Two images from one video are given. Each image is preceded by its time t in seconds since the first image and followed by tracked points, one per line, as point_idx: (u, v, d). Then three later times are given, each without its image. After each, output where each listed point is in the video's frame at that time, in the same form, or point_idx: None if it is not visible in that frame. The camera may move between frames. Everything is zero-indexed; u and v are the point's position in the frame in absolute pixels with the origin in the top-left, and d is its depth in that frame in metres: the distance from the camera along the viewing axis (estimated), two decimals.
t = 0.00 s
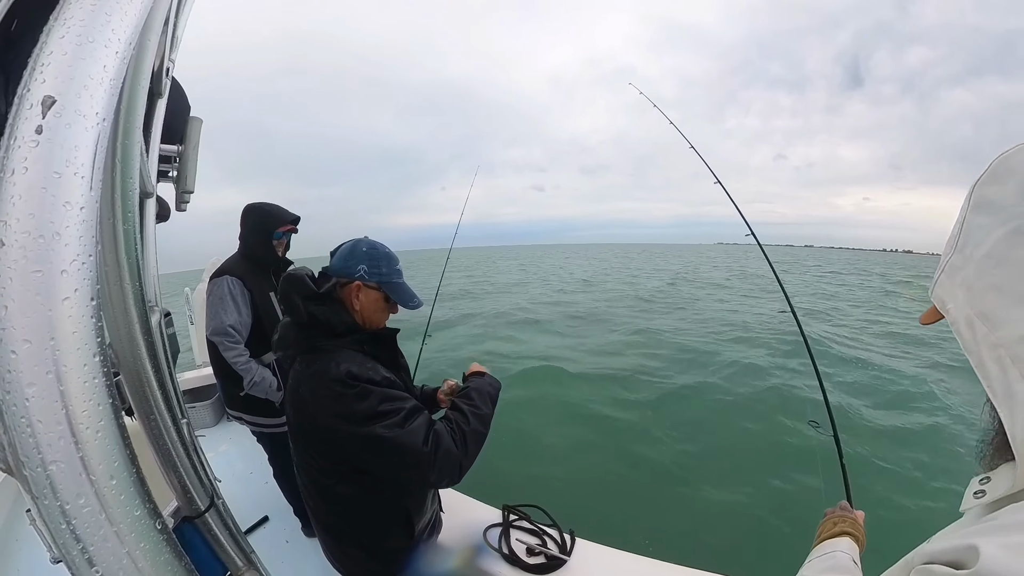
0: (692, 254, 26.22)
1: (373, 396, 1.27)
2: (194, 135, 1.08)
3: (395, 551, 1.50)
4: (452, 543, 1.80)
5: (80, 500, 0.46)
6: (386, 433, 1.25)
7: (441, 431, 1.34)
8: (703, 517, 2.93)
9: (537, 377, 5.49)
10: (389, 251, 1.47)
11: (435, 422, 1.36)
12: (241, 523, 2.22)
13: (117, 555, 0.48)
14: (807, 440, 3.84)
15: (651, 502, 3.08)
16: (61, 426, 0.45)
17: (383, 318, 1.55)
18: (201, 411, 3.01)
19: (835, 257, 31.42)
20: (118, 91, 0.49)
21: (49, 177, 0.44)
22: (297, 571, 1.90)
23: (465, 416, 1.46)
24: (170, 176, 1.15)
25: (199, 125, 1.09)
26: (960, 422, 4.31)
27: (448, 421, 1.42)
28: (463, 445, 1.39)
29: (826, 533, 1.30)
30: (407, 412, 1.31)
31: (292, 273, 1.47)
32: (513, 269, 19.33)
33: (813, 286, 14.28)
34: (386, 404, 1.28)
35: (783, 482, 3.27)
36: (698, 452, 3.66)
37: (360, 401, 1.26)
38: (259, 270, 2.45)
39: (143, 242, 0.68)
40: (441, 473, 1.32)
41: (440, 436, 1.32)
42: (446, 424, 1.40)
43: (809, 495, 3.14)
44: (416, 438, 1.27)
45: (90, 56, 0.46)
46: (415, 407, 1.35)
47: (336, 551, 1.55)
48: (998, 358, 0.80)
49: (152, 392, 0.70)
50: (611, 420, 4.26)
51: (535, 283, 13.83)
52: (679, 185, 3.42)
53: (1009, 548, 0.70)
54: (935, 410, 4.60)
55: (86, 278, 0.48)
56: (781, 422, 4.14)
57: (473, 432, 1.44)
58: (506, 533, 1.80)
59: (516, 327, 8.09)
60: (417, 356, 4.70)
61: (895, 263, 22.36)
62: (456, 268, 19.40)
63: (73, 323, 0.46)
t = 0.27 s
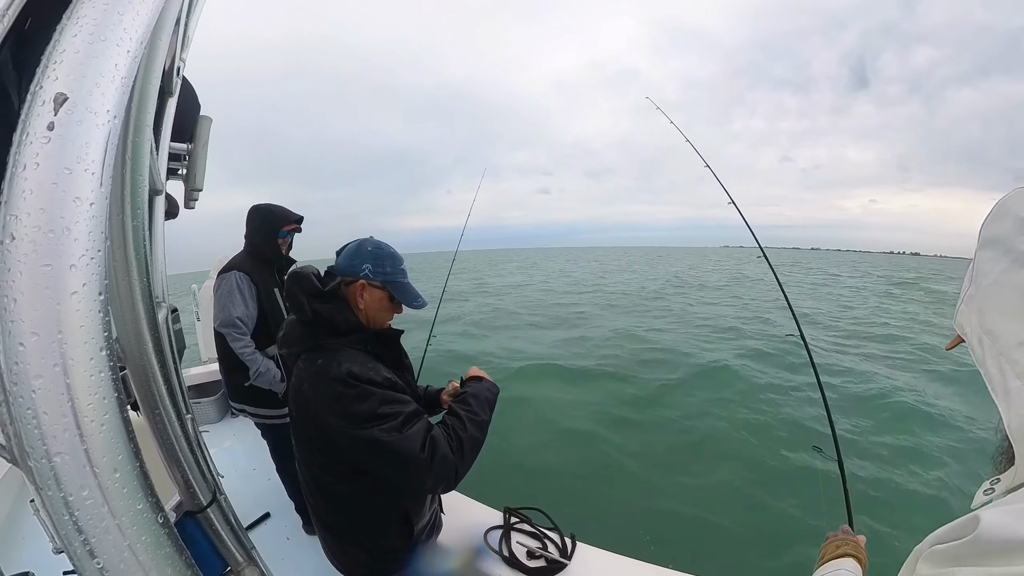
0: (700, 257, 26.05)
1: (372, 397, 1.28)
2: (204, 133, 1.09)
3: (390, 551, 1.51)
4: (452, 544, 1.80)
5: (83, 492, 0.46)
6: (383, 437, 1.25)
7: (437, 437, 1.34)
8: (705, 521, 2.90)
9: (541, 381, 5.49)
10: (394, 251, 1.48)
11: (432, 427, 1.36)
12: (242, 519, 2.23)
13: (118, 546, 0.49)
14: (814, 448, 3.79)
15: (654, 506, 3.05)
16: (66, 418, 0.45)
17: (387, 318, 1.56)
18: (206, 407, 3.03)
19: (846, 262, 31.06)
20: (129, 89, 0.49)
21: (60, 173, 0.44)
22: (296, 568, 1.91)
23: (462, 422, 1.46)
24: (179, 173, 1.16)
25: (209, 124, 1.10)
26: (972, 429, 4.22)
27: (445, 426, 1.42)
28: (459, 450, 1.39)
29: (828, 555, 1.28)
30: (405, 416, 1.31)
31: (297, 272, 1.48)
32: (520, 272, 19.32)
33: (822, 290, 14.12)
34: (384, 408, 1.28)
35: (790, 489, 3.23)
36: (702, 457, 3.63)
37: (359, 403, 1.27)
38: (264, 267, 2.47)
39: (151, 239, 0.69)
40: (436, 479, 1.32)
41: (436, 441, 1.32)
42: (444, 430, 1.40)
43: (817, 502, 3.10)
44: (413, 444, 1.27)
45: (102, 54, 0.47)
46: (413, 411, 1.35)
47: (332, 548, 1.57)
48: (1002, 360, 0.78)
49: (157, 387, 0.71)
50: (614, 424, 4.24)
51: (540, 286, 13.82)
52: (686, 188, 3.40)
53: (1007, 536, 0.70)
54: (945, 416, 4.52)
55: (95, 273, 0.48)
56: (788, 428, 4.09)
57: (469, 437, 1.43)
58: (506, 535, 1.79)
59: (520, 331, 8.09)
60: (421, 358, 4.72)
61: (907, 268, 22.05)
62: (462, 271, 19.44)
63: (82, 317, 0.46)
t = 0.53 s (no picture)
0: (708, 261, 25.88)
1: (380, 396, 1.28)
2: (213, 135, 1.10)
3: (396, 549, 1.51)
4: (455, 546, 1.80)
5: (90, 487, 0.47)
6: (390, 437, 1.25)
7: (443, 438, 1.34)
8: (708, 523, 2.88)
9: (546, 384, 5.48)
10: (403, 253, 1.49)
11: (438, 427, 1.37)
12: (247, 517, 2.25)
13: (123, 542, 0.49)
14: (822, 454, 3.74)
15: (657, 509, 3.03)
16: (75, 414, 0.46)
17: (394, 320, 1.56)
18: (213, 405, 3.10)
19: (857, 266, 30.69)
20: (140, 91, 0.50)
21: (71, 172, 0.45)
22: (300, 566, 1.92)
23: (467, 424, 1.46)
24: (189, 175, 1.18)
25: (218, 125, 1.11)
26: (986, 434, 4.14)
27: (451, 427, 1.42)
28: (464, 452, 1.39)
29: None
30: (412, 416, 1.31)
31: (308, 272, 1.49)
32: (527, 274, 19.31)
33: (833, 294, 13.95)
34: (392, 408, 1.28)
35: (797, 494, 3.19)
36: (708, 462, 3.60)
37: (368, 402, 1.27)
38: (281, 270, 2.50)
39: (161, 239, 0.70)
40: (441, 480, 1.32)
41: (441, 442, 1.33)
42: (449, 430, 1.41)
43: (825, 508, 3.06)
44: (419, 444, 1.27)
45: (114, 57, 0.48)
46: (421, 411, 1.35)
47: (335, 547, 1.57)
48: (983, 359, 0.81)
49: (165, 383, 0.73)
50: (619, 427, 4.22)
51: (546, 289, 13.82)
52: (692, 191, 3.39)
53: (983, 508, 0.72)
54: (958, 422, 4.43)
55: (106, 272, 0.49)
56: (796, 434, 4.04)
57: (473, 440, 1.44)
58: (510, 538, 1.79)
59: (525, 333, 8.09)
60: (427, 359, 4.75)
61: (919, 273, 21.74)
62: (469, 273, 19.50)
63: (92, 315, 0.47)
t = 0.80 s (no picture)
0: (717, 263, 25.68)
1: (386, 404, 1.30)
2: (221, 139, 1.12)
3: (396, 550, 1.51)
4: (461, 547, 1.80)
5: (99, 486, 0.48)
6: (394, 449, 1.27)
7: (444, 454, 1.36)
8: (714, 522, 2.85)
9: (552, 386, 5.47)
10: (414, 254, 1.50)
11: (440, 443, 1.38)
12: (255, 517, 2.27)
13: (132, 540, 0.50)
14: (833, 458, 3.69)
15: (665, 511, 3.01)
16: (85, 414, 0.46)
17: (406, 320, 1.58)
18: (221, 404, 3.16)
19: (869, 268, 30.26)
20: (148, 97, 0.51)
21: (82, 176, 0.46)
22: (307, 566, 1.93)
23: (469, 440, 1.48)
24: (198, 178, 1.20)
25: (225, 129, 1.13)
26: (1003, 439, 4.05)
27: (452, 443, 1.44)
28: (461, 469, 1.40)
29: None
30: (417, 429, 1.33)
31: (324, 271, 1.50)
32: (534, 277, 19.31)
33: (844, 296, 13.77)
34: (398, 420, 1.30)
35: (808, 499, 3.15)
36: (717, 465, 3.57)
37: (376, 411, 1.29)
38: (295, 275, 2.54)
39: (169, 242, 0.71)
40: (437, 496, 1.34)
41: (440, 458, 1.34)
42: (451, 446, 1.42)
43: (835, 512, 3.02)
44: (421, 459, 1.29)
45: (124, 62, 0.49)
46: (425, 425, 1.37)
47: (337, 541, 1.59)
48: (949, 366, 0.81)
49: (174, 382, 0.74)
50: (627, 429, 4.20)
51: (552, 292, 13.81)
52: (698, 193, 3.38)
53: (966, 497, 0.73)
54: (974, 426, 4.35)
55: (115, 274, 0.49)
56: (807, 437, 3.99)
57: (471, 456, 1.45)
58: (516, 539, 1.78)
59: (532, 336, 8.09)
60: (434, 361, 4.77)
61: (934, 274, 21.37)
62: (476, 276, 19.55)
63: (102, 317, 0.48)
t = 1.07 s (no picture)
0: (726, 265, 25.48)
1: (384, 408, 1.31)
2: (230, 144, 1.14)
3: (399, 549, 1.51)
4: (467, 550, 1.79)
5: (110, 484, 0.48)
6: (389, 454, 1.28)
7: (438, 462, 1.36)
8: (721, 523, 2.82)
9: (559, 388, 5.46)
10: (417, 256, 1.51)
11: (435, 449, 1.38)
12: (261, 517, 2.29)
13: (141, 539, 0.50)
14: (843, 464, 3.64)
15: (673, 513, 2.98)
16: (96, 413, 0.47)
17: (410, 322, 1.58)
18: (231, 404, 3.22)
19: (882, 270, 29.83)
20: (159, 102, 0.52)
21: (94, 180, 0.47)
22: (312, 567, 1.94)
23: (463, 448, 1.47)
24: (207, 182, 1.22)
25: (235, 134, 1.15)
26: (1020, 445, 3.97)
27: (446, 450, 1.44)
28: (453, 477, 1.40)
29: None
30: (413, 436, 1.33)
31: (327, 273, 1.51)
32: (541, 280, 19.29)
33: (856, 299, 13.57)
34: (393, 425, 1.31)
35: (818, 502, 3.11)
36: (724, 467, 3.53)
37: (373, 415, 1.30)
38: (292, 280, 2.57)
39: (179, 245, 0.72)
40: (429, 503, 1.35)
41: (433, 465, 1.34)
42: (446, 454, 1.42)
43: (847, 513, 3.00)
44: (414, 467, 1.29)
45: (135, 68, 0.50)
46: (421, 432, 1.37)
47: (339, 539, 1.61)
48: (915, 370, 0.80)
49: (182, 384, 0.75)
50: (634, 432, 4.17)
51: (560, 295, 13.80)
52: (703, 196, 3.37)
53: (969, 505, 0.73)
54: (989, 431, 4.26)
55: (127, 277, 0.50)
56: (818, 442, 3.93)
57: (464, 464, 1.45)
58: (522, 542, 1.78)
59: (538, 338, 8.08)
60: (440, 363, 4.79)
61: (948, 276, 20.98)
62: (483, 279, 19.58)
63: (113, 319, 0.48)
